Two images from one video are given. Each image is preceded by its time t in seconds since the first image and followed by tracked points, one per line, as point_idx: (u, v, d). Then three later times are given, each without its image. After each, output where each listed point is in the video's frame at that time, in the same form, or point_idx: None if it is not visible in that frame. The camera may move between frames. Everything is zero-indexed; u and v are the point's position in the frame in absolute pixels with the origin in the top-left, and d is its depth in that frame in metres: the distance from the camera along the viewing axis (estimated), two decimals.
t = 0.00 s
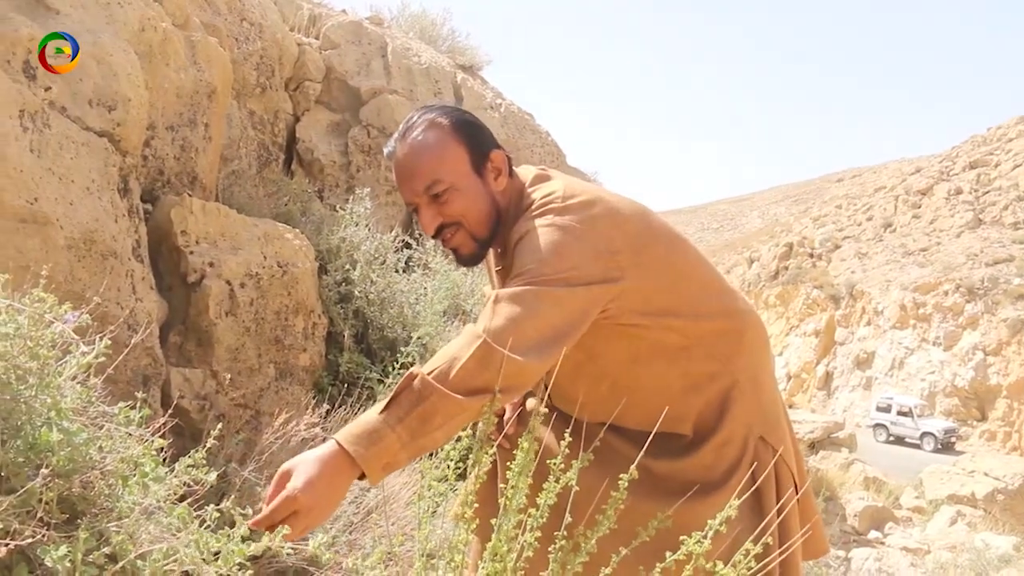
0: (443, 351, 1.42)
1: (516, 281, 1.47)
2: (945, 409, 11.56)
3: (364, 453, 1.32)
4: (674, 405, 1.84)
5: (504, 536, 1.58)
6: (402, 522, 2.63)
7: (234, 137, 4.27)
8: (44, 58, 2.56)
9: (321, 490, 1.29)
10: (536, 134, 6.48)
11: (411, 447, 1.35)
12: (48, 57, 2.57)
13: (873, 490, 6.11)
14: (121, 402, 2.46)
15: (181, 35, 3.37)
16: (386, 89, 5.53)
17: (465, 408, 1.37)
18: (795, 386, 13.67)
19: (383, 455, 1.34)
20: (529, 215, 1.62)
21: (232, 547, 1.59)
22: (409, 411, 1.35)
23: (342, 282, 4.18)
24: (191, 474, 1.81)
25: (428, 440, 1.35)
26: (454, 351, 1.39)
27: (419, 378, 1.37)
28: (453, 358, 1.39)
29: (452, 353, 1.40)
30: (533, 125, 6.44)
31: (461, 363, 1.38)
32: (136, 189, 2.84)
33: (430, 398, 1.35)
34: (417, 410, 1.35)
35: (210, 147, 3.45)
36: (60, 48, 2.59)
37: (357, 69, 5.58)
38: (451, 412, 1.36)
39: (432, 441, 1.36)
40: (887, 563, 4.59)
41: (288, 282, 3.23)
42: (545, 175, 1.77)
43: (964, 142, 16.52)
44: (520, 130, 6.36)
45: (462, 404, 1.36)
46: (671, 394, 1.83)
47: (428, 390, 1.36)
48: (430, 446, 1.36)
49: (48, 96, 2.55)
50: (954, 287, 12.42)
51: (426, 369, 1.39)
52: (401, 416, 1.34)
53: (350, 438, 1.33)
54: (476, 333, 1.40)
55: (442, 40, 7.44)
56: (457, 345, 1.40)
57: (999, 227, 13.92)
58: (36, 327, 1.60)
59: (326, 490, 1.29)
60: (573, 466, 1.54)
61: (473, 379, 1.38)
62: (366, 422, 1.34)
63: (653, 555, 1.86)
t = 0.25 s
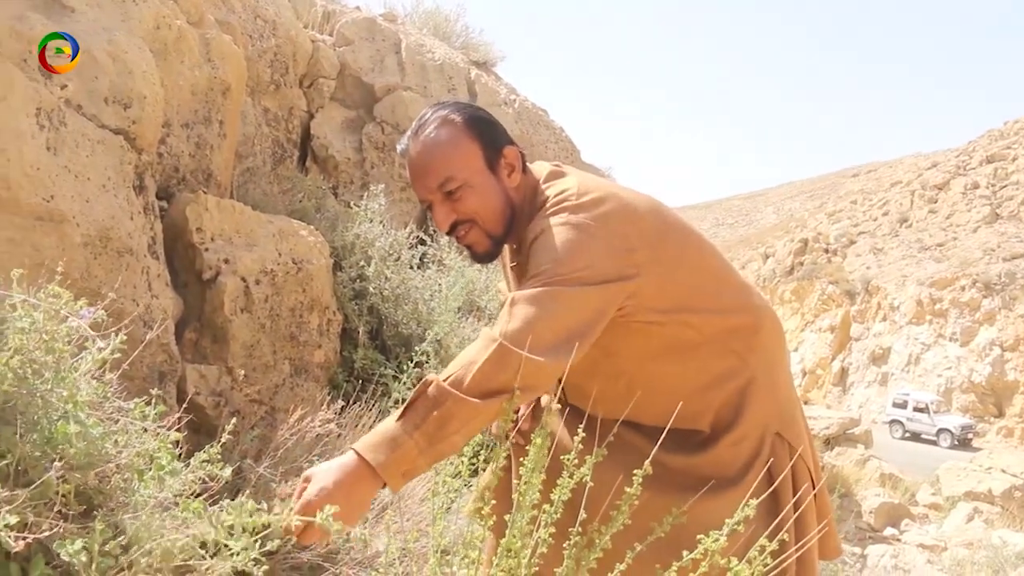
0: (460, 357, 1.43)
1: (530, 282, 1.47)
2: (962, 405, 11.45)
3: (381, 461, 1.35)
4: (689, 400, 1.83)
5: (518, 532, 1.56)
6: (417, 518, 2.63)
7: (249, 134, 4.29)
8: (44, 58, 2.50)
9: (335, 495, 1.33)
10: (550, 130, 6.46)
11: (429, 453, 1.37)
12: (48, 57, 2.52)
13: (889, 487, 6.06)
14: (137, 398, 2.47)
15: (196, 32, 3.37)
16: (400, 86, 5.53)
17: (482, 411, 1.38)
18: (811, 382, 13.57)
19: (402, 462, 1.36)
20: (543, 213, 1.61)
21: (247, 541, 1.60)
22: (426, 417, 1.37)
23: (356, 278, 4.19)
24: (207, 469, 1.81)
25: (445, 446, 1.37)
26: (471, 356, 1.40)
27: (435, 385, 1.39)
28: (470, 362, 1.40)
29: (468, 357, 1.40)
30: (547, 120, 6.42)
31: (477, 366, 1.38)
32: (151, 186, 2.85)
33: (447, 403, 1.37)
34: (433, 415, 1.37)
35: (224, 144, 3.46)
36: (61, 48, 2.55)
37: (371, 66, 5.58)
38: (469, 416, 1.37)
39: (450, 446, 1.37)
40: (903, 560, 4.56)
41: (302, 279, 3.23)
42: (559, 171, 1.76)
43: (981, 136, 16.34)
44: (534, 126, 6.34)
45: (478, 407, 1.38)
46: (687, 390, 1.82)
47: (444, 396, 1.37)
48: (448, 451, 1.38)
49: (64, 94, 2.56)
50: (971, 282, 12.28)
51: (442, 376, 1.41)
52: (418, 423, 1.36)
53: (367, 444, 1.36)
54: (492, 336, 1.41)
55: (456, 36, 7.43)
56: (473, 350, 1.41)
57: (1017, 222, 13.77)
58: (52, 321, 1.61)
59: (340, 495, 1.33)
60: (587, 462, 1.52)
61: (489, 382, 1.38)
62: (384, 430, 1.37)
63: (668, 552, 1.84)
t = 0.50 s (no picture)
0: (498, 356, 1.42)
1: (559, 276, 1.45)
2: (976, 401, 11.36)
3: (422, 460, 1.34)
4: (705, 396, 1.81)
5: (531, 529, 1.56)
6: (428, 515, 2.62)
7: (260, 132, 4.29)
8: (45, 58, 2.45)
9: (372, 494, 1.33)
10: (561, 126, 6.44)
11: (466, 455, 1.36)
12: (48, 57, 2.46)
13: (901, 484, 6.02)
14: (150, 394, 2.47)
15: (207, 30, 3.38)
16: (411, 83, 5.53)
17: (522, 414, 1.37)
18: (823, 378, 13.44)
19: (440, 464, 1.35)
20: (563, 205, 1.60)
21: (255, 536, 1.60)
22: (465, 418, 1.36)
23: (368, 275, 4.19)
24: (218, 460, 1.80)
25: (482, 448, 1.36)
26: (508, 356, 1.39)
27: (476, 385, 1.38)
28: (509, 362, 1.38)
29: (505, 357, 1.39)
30: (557, 117, 6.40)
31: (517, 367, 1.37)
32: (163, 184, 2.85)
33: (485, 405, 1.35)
34: (473, 418, 1.36)
35: (235, 142, 3.47)
36: (61, 48, 2.49)
37: (382, 63, 5.56)
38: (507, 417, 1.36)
39: (487, 448, 1.36)
40: (916, 557, 4.53)
41: (314, 276, 3.24)
42: (577, 163, 1.74)
43: (995, 130, 16.19)
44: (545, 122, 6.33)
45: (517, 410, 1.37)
46: (703, 385, 1.81)
47: (483, 396, 1.36)
48: (485, 453, 1.37)
49: (76, 93, 2.57)
50: (985, 279, 12.27)
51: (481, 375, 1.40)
52: (458, 424, 1.35)
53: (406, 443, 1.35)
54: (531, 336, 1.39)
55: (467, 33, 7.41)
56: (511, 348, 1.40)
57: None
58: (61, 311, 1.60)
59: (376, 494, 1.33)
60: (601, 459, 1.51)
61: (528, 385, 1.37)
62: (424, 429, 1.36)
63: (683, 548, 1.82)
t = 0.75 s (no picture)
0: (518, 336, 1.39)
1: (581, 255, 1.45)
2: (990, 397, 11.27)
3: (439, 439, 1.32)
4: (722, 390, 1.80)
5: (544, 527, 1.56)
6: (441, 512, 2.62)
7: (271, 131, 4.31)
8: (44, 58, 2.39)
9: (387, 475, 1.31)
10: (572, 123, 6.42)
11: (485, 436, 1.34)
12: (48, 57, 2.41)
13: (915, 481, 5.97)
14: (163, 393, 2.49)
15: (218, 29, 3.38)
16: (422, 81, 5.52)
17: (541, 393, 1.34)
18: (835, 374, 13.36)
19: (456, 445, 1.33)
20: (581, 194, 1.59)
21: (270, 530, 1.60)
22: (484, 397, 1.34)
23: (380, 273, 4.19)
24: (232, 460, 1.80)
25: (501, 429, 1.34)
26: (527, 335, 1.37)
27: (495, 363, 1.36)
28: (529, 340, 1.36)
29: (525, 335, 1.37)
30: (568, 113, 6.39)
31: (537, 345, 1.35)
32: (175, 183, 2.86)
33: (504, 384, 1.33)
34: (493, 398, 1.33)
35: (247, 140, 3.48)
36: (61, 48, 2.44)
37: (393, 61, 5.53)
38: (527, 397, 1.34)
39: (506, 429, 1.34)
40: (930, 554, 4.50)
41: (326, 274, 3.24)
42: (595, 153, 1.73)
43: (1009, 124, 16.03)
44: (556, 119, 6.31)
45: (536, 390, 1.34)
46: (720, 378, 1.79)
47: (502, 375, 1.34)
48: (505, 435, 1.34)
49: (89, 93, 2.58)
50: (998, 273, 12.17)
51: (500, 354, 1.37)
52: (476, 403, 1.33)
53: (422, 422, 1.33)
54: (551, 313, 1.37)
55: (478, 30, 7.41)
56: (531, 327, 1.38)
57: None
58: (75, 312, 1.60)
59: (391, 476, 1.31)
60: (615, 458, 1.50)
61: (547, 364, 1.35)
62: (441, 408, 1.34)
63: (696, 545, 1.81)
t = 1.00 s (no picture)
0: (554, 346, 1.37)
1: (613, 248, 1.43)
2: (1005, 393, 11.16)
3: (500, 468, 1.31)
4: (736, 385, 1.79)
5: (557, 523, 1.54)
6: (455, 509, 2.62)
7: (284, 128, 4.32)
8: (44, 58, 2.35)
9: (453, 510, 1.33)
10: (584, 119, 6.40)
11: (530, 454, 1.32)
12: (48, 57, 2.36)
13: (930, 477, 5.93)
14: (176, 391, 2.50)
15: (230, 27, 3.39)
16: (434, 77, 5.51)
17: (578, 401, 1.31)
18: (851, 370, 13.14)
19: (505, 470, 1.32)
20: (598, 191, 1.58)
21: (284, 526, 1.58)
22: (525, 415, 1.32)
23: (392, 270, 4.19)
24: (246, 459, 1.79)
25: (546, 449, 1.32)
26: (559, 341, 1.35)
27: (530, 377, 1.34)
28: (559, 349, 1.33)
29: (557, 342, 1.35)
30: (580, 109, 6.37)
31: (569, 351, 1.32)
32: (187, 181, 2.87)
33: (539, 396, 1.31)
34: (534, 424, 1.30)
35: (259, 138, 3.49)
36: (61, 47, 2.40)
37: (405, 58, 5.52)
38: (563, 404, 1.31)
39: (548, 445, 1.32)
40: (945, 550, 4.47)
41: (338, 271, 3.24)
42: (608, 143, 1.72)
43: None
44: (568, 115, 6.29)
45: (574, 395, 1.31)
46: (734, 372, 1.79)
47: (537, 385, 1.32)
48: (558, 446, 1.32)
49: (101, 92, 2.58)
50: (1014, 269, 12.07)
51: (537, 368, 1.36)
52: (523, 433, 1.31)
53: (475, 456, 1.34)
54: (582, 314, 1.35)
55: (489, 27, 7.41)
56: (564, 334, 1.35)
57: None
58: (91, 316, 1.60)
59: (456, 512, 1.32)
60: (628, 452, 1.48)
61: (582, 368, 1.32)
62: (489, 443, 1.32)
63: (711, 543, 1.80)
